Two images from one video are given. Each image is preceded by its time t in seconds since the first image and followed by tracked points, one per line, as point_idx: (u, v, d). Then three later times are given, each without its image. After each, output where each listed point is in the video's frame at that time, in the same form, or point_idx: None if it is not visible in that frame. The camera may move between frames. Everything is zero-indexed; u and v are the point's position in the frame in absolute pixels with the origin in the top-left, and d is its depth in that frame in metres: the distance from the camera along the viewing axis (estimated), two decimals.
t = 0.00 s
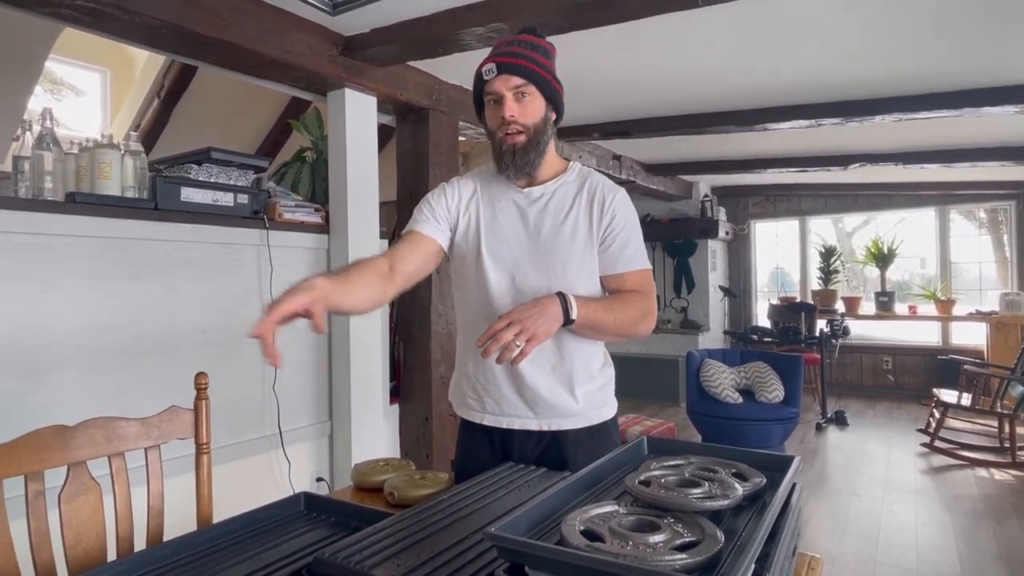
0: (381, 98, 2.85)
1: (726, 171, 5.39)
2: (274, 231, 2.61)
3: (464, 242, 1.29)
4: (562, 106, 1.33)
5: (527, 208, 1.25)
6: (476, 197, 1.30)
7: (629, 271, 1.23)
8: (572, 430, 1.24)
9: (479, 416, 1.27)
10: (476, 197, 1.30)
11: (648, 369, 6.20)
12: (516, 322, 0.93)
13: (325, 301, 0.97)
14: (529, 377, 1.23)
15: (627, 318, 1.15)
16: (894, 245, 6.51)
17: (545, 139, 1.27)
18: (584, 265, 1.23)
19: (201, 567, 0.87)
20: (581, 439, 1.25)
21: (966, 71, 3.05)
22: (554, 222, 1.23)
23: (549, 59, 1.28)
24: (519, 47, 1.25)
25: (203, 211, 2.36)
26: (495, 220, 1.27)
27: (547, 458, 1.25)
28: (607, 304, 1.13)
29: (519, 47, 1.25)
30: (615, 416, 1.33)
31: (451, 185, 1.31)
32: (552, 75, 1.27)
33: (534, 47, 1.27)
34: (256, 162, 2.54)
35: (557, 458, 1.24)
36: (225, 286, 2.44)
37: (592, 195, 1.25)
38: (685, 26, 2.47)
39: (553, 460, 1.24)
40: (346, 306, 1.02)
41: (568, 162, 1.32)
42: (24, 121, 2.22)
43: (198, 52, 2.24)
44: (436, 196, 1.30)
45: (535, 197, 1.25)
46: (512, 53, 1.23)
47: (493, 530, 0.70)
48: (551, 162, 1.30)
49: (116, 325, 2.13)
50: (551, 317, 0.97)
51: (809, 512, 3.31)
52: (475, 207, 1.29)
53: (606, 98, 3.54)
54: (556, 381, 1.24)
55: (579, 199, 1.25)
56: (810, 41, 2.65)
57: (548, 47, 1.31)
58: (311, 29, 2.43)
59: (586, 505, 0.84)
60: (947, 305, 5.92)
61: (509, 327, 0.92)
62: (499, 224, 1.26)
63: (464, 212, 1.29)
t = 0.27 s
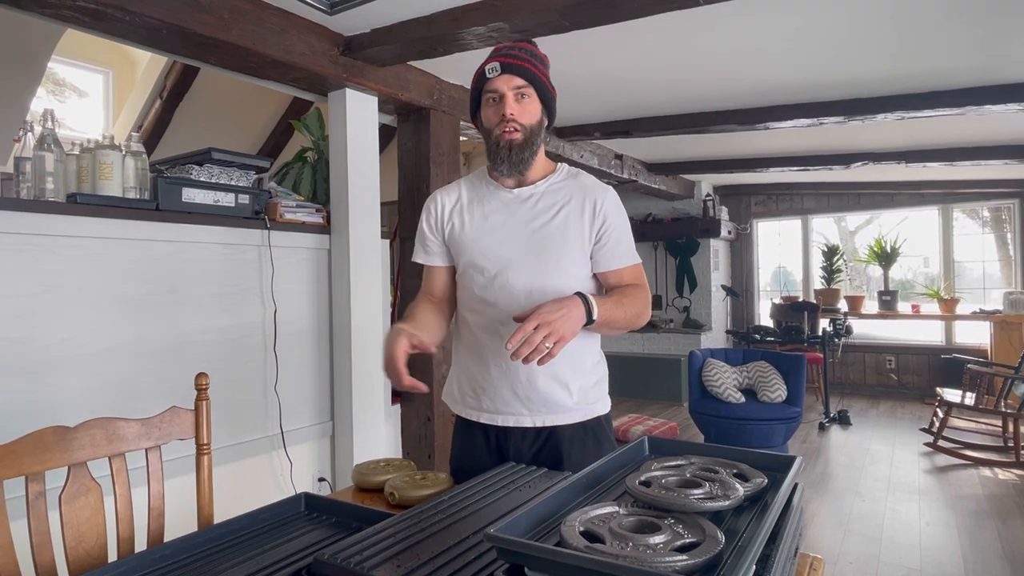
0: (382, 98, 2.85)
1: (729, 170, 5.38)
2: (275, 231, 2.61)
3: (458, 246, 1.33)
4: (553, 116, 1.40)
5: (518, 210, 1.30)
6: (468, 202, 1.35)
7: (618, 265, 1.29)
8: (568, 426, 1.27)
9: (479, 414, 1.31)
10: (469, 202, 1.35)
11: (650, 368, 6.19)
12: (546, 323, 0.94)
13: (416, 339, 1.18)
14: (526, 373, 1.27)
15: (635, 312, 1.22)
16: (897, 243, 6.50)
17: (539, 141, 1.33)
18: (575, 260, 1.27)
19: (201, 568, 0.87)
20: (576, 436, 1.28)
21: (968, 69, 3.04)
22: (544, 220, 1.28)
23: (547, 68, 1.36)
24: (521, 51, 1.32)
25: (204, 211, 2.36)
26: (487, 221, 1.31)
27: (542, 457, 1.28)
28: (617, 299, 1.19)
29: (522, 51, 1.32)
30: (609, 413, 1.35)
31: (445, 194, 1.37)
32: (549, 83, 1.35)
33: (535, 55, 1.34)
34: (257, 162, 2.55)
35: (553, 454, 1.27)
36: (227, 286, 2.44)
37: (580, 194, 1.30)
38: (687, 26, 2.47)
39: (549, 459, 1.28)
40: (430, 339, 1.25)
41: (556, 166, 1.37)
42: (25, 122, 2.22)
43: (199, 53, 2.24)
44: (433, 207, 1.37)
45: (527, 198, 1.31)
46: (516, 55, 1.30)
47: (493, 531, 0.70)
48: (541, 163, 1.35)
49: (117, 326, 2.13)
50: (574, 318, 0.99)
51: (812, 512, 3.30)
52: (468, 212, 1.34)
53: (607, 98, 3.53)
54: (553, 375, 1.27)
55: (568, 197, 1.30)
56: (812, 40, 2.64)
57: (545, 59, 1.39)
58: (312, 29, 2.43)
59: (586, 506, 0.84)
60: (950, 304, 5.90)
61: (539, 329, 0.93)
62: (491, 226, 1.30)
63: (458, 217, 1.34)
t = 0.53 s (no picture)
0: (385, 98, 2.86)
1: (731, 169, 5.37)
2: (278, 231, 2.61)
3: (455, 248, 1.38)
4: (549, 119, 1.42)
5: (510, 211, 1.32)
6: (465, 206, 1.39)
7: (610, 263, 1.28)
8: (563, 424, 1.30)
9: (478, 411, 1.35)
10: (465, 206, 1.39)
11: (653, 367, 6.19)
12: (520, 316, 1.03)
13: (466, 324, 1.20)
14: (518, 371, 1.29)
15: (620, 309, 1.22)
16: (900, 242, 6.49)
17: (538, 147, 1.35)
18: (565, 259, 1.28)
19: (206, 567, 0.87)
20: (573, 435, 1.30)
21: (971, 67, 3.03)
22: (534, 220, 1.30)
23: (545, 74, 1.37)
24: (522, 57, 1.32)
25: (208, 211, 2.36)
26: (481, 223, 1.34)
27: (539, 456, 1.31)
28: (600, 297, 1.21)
29: (522, 57, 1.32)
30: (607, 410, 1.37)
31: (445, 199, 1.42)
32: (547, 89, 1.36)
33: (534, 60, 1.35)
34: (260, 162, 2.55)
35: (551, 452, 1.30)
36: (230, 286, 2.45)
37: (570, 193, 1.30)
38: (689, 24, 2.47)
39: (545, 459, 1.30)
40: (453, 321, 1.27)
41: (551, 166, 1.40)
42: (29, 122, 2.22)
43: (202, 53, 2.25)
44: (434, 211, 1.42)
45: (519, 200, 1.33)
46: (518, 61, 1.30)
47: (497, 531, 0.70)
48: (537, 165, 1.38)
49: (121, 326, 2.13)
50: (549, 315, 1.07)
51: (815, 511, 3.30)
52: (464, 215, 1.38)
53: (610, 97, 3.53)
54: (546, 373, 1.30)
55: (558, 197, 1.30)
56: (815, 38, 2.64)
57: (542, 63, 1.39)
58: (315, 29, 2.43)
59: (590, 506, 0.84)
60: (954, 303, 5.89)
61: (514, 320, 1.02)
62: (485, 228, 1.34)
63: (455, 221, 1.38)
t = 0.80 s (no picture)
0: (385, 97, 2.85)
1: (732, 168, 5.36)
2: (279, 231, 2.61)
3: (452, 252, 1.38)
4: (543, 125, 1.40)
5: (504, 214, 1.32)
6: (460, 209, 1.38)
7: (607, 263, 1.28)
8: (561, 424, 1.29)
9: (478, 410, 1.35)
10: (461, 209, 1.38)
11: (654, 367, 6.18)
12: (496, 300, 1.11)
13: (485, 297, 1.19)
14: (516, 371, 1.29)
15: (613, 307, 1.22)
16: (902, 241, 6.47)
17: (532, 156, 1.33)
18: (562, 261, 1.29)
19: (203, 568, 0.86)
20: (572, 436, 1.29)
21: (974, 65, 3.01)
22: (529, 222, 1.30)
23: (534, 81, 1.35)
24: (509, 71, 1.30)
25: (207, 211, 2.36)
26: (476, 225, 1.34)
27: (537, 455, 1.30)
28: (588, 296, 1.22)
29: (508, 71, 1.30)
30: (606, 407, 1.37)
31: (439, 202, 1.41)
32: (538, 97, 1.33)
33: (520, 70, 1.32)
34: (260, 161, 2.54)
35: (549, 452, 1.29)
36: (230, 286, 2.44)
37: (564, 194, 1.30)
38: (690, 22, 2.46)
39: (544, 459, 1.29)
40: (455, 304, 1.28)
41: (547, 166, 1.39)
42: (28, 122, 2.22)
43: (201, 52, 2.24)
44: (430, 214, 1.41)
45: (513, 203, 1.32)
46: (505, 78, 1.28)
47: (495, 533, 0.69)
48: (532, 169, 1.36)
49: (121, 326, 2.13)
50: (527, 309, 1.13)
51: (817, 511, 3.29)
52: (460, 218, 1.37)
53: (610, 95, 3.52)
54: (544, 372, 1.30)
55: (552, 199, 1.30)
56: (816, 36, 2.63)
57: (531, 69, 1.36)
58: (314, 28, 2.42)
59: (589, 507, 0.83)
60: (957, 302, 5.88)
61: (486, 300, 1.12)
62: (481, 231, 1.34)
63: (451, 224, 1.38)
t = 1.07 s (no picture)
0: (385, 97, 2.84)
1: (733, 167, 5.35)
2: (278, 230, 2.60)
3: (450, 256, 1.37)
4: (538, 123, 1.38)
5: (502, 217, 1.31)
6: (457, 213, 1.37)
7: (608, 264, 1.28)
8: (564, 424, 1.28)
9: (477, 411, 1.34)
10: (457, 212, 1.37)
11: (655, 366, 6.17)
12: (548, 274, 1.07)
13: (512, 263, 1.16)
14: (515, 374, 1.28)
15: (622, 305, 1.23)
16: (903, 241, 6.46)
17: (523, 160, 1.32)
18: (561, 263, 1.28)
19: (199, 569, 0.86)
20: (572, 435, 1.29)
21: (976, 64, 3.00)
22: (527, 226, 1.29)
23: (522, 82, 1.32)
24: (492, 78, 1.29)
25: (207, 211, 2.35)
26: (474, 229, 1.33)
27: (538, 453, 1.29)
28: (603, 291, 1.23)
29: (492, 77, 1.29)
30: (605, 406, 1.37)
31: (435, 205, 1.40)
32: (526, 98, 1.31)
33: (505, 74, 1.30)
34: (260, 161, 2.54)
35: (548, 451, 1.29)
36: (230, 286, 2.44)
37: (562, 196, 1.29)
38: (690, 21, 2.45)
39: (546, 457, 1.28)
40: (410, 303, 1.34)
41: (542, 164, 1.38)
42: (27, 122, 2.21)
43: (201, 52, 2.24)
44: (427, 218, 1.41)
45: (510, 206, 1.31)
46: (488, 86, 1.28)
47: (492, 535, 0.68)
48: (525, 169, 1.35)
49: (120, 326, 2.13)
50: (570, 287, 1.11)
51: (818, 512, 3.28)
52: (457, 222, 1.36)
53: (611, 95, 3.51)
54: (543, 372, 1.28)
55: (551, 201, 1.29)
56: (817, 35, 2.61)
57: (519, 69, 1.34)
58: (314, 28, 2.42)
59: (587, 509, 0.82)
60: (958, 302, 5.86)
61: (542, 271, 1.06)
62: (479, 235, 1.33)
63: (448, 227, 1.38)
